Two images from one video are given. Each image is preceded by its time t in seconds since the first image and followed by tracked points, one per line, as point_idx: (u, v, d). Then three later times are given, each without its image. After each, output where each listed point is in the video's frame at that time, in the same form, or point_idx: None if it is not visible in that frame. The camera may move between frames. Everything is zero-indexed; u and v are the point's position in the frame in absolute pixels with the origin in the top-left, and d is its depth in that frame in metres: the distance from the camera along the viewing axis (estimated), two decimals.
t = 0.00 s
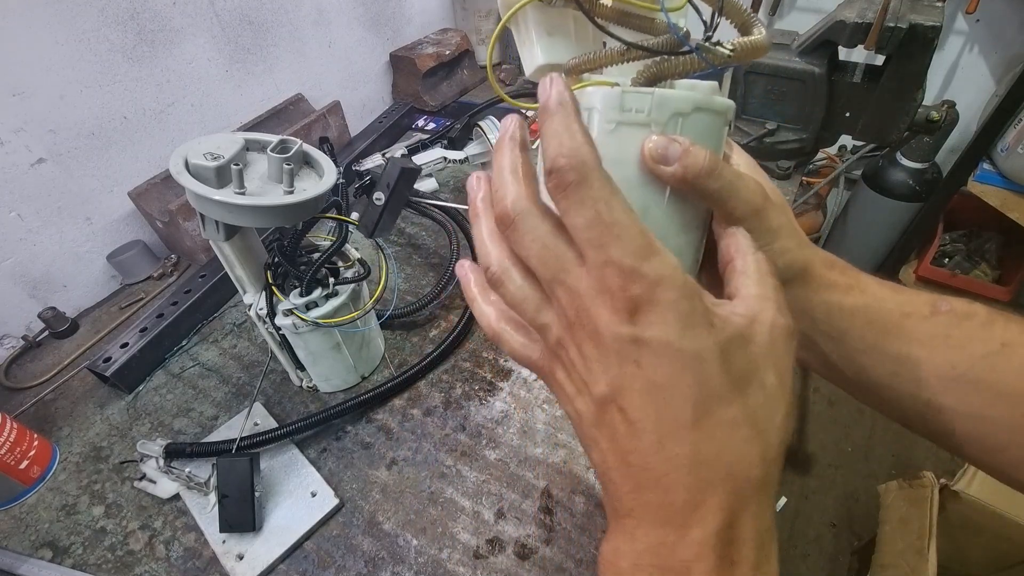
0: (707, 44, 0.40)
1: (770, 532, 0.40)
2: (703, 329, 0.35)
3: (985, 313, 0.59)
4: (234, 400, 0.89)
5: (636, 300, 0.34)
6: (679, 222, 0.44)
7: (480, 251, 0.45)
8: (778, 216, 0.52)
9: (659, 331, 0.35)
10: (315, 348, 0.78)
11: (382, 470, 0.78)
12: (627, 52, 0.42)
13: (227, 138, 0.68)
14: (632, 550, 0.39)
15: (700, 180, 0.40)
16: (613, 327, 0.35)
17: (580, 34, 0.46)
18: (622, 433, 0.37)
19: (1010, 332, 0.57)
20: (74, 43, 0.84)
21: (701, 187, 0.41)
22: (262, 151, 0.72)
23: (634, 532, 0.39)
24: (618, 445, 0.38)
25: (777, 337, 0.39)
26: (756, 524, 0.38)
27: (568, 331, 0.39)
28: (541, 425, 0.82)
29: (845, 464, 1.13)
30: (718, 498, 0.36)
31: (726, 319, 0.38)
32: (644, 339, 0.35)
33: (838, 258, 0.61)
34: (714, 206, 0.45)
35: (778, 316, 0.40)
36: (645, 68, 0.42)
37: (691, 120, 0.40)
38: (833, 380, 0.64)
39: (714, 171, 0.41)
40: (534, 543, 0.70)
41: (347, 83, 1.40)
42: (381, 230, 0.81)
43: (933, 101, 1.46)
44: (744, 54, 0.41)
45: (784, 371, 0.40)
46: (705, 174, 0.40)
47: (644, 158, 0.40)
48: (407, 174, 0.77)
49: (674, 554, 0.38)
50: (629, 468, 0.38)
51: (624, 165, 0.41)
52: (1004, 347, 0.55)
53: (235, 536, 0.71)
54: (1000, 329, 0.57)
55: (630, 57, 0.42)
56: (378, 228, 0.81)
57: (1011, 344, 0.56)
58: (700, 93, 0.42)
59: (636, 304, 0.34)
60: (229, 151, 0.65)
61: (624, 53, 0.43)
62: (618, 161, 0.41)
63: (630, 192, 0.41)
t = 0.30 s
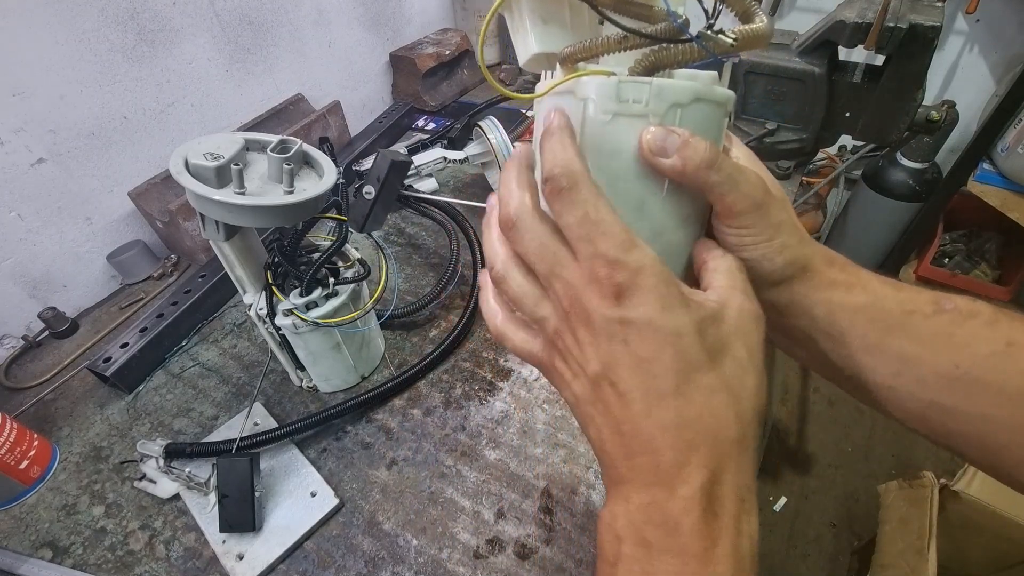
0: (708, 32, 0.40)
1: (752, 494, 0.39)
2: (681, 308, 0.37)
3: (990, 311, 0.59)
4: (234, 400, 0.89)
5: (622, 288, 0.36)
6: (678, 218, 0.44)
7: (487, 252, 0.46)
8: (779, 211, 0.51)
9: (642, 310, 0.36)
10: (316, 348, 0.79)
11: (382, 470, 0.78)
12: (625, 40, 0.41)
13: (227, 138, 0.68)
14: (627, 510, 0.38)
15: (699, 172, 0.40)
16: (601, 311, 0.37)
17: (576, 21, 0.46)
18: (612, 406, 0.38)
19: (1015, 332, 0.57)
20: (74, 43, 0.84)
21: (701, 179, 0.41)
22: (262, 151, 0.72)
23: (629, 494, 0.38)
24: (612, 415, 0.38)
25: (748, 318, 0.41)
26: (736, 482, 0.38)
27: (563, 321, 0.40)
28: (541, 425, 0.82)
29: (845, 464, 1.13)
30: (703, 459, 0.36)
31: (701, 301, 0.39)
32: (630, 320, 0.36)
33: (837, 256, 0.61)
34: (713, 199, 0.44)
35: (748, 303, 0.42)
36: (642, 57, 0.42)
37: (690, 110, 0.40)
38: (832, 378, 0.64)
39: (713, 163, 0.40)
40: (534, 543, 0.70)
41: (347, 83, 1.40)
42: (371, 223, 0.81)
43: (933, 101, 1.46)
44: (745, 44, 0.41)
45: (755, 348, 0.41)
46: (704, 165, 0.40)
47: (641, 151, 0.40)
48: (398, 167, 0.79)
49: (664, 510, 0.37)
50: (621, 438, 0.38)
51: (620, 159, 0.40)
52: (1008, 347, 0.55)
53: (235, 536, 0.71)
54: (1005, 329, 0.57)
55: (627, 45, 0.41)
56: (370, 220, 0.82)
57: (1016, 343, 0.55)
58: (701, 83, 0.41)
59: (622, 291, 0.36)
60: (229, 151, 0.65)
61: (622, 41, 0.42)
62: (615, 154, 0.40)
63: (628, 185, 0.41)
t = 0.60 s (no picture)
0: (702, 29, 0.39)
1: (744, 491, 0.39)
2: (672, 311, 0.37)
3: (993, 312, 0.59)
4: (234, 400, 0.89)
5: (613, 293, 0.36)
6: (674, 214, 0.44)
7: (484, 254, 0.48)
8: (778, 209, 0.50)
9: (632, 314, 0.36)
10: (316, 348, 0.79)
11: (382, 470, 0.78)
12: (618, 36, 0.41)
13: (227, 138, 0.68)
14: (622, 512, 0.38)
15: (696, 169, 0.40)
16: (592, 315, 0.37)
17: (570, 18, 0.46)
18: (607, 411, 0.38)
19: (1018, 332, 0.57)
20: (74, 43, 0.84)
21: (697, 177, 0.41)
22: (262, 151, 0.72)
23: (624, 496, 0.38)
24: (606, 420, 0.38)
25: (741, 320, 0.41)
26: (728, 483, 0.38)
27: (556, 325, 0.41)
28: (541, 425, 0.82)
29: (845, 464, 1.13)
30: (695, 459, 0.36)
31: (692, 305, 0.39)
32: (620, 324, 0.36)
33: (837, 254, 0.61)
34: (710, 197, 0.44)
35: (742, 303, 0.42)
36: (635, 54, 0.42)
37: (684, 108, 0.40)
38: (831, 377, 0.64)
39: (709, 160, 0.40)
40: (534, 543, 0.70)
41: (347, 83, 1.40)
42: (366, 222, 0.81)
43: (934, 101, 1.46)
44: (739, 41, 0.40)
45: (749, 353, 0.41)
46: (699, 163, 0.40)
47: (636, 148, 0.40)
48: (391, 168, 0.73)
49: (658, 512, 0.37)
50: (616, 441, 0.38)
51: (614, 156, 0.41)
52: (1013, 347, 0.55)
53: (235, 536, 0.71)
54: (1008, 329, 0.57)
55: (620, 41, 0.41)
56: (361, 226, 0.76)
57: (1020, 343, 0.55)
58: (695, 80, 0.41)
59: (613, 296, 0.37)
60: (229, 151, 0.65)
61: (615, 38, 0.42)
62: (609, 151, 0.41)
63: (623, 183, 0.41)
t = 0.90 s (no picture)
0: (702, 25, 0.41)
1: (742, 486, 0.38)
2: (660, 302, 0.36)
3: (994, 311, 0.59)
4: (234, 400, 0.89)
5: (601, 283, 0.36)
6: (671, 212, 0.44)
7: (480, 253, 0.49)
8: (777, 207, 0.51)
9: (619, 307, 0.36)
10: (316, 348, 0.78)
11: (382, 470, 0.78)
12: (616, 31, 0.42)
13: (227, 138, 0.68)
14: (618, 507, 0.38)
15: (695, 165, 0.40)
16: (580, 308, 0.37)
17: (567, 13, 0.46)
18: (600, 403, 0.38)
19: (1019, 331, 0.57)
20: (74, 44, 0.84)
21: (695, 173, 0.41)
22: (262, 151, 0.72)
23: (619, 490, 0.38)
24: (599, 413, 0.38)
25: (732, 309, 0.39)
26: (723, 478, 0.37)
27: (548, 320, 0.41)
28: (541, 425, 0.82)
29: (846, 464, 1.13)
30: (688, 453, 0.36)
31: (681, 294, 0.38)
32: (608, 317, 0.36)
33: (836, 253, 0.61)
34: (709, 194, 0.44)
35: (736, 290, 0.40)
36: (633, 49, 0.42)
37: (683, 104, 0.40)
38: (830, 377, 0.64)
39: (708, 156, 0.40)
40: (534, 543, 0.70)
41: (347, 83, 1.40)
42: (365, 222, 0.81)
43: (934, 101, 1.46)
44: (739, 37, 0.41)
45: (741, 341, 0.39)
46: (698, 159, 0.40)
47: (634, 144, 0.40)
48: (385, 165, 0.70)
49: (653, 505, 0.36)
50: (609, 435, 0.38)
51: (612, 153, 0.41)
52: (1013, 346, 0.55)
53: (235, 536, 0.71)
54: (1008, 328, 0.57)
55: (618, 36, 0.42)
56: (354, 224, 0.73)
57: (1021, 343, 0.56)
58: (694, 76, 0.41)
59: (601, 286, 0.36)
60: (229, 151, 0.65)
61: (613, 32, 0.42)
62: (607, 147, 0.40)
63: (621, 179, 0.41)
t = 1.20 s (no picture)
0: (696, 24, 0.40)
1: (756, 498, 0.39)
2: (672, 303, 0.35)
3: (992, 310, 0.58)
4: (234, 400, 0.89)
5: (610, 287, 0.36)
6: (666, 212, 0.44)
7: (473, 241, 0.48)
8: (772, 207, 0.51)
9: (626, 310, 0.35)
10: (315, 348, 0.78)
11: (382, 470, 0.78)
12: (609, 32, 0.41)
13: (227, 138, 0.68)
14: (624, 519, 0.39)
15: (689, 166, 0.40)
16: (585, 310, 0.37)
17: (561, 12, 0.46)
18: (606, 411, 0.38)
19: (1014, 330, 0.57)
20: (74, 43, 0.84)
21: (690, 173, 0.41)
22: (262, 151, 0.72)
23: (626, 502, 0.39)
24: (604, 423, 0.39)
25: (750, 307, 0.38)
26: (739, 489, 0.38)
27: (546, 317, 0.41)
28: (541, 425, 0.82)
29: (846, 465, 1.13)
30: (698, 465, 0.36)
31: (696, 293, 0.37)
32: (615, 320, 0.36)
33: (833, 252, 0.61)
34: (704, 194, 0.44)
35: (754, 286, 0.39)
36: (627, 50, 0.42)
37: (677, 104, 0.40)
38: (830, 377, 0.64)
39: (703, 158, 0.40)
40: (534, 543, 0.70)
41: (347, 83, 1.40)
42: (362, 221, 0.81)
43: (933, 101, 1.46)
44: (733, 36, 0.40)
45: (760, 341, 0.39)
46: (693, 161, 0.40)
47: (629, 145, 0.40)
48: (380, 165, 0.68)
49: (664, 521, 0.37)
50: (614, 443, 0.38)
51: (607, 154, 0.41)
52: (1008, 346, 0.55)
53: (235, 536, 0.71)
54: (1005, 327, 0.57)
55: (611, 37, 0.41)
56: (350, 223, 0.72)
57: (1016, 342, 0.56)
58: (689, 77, 0.41)
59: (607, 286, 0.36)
60: (229, 151, 0.65)
61: (606, 33, 0.41)
62: (602, 148, 0.40)
63: (617, 180, 0.41)
